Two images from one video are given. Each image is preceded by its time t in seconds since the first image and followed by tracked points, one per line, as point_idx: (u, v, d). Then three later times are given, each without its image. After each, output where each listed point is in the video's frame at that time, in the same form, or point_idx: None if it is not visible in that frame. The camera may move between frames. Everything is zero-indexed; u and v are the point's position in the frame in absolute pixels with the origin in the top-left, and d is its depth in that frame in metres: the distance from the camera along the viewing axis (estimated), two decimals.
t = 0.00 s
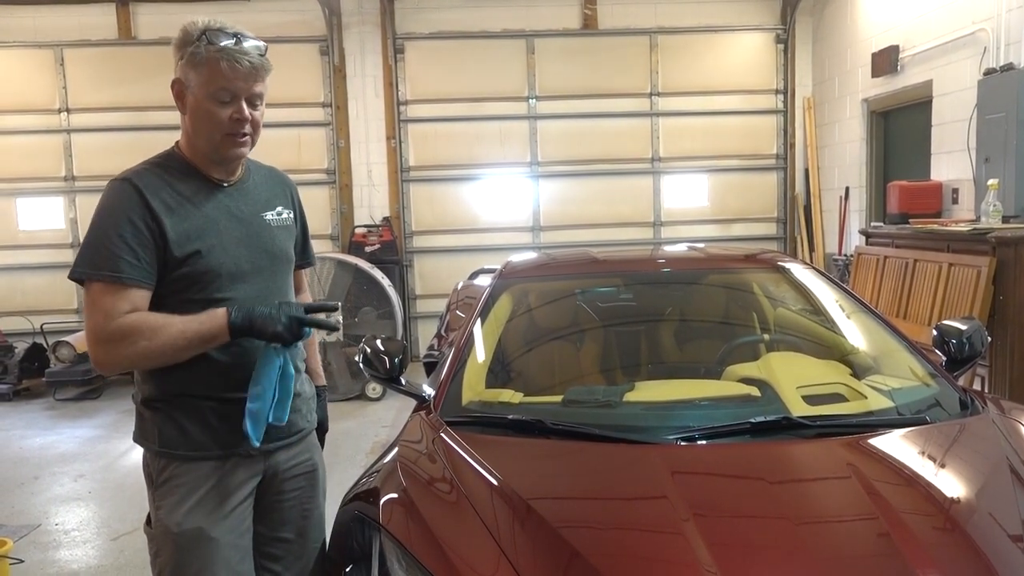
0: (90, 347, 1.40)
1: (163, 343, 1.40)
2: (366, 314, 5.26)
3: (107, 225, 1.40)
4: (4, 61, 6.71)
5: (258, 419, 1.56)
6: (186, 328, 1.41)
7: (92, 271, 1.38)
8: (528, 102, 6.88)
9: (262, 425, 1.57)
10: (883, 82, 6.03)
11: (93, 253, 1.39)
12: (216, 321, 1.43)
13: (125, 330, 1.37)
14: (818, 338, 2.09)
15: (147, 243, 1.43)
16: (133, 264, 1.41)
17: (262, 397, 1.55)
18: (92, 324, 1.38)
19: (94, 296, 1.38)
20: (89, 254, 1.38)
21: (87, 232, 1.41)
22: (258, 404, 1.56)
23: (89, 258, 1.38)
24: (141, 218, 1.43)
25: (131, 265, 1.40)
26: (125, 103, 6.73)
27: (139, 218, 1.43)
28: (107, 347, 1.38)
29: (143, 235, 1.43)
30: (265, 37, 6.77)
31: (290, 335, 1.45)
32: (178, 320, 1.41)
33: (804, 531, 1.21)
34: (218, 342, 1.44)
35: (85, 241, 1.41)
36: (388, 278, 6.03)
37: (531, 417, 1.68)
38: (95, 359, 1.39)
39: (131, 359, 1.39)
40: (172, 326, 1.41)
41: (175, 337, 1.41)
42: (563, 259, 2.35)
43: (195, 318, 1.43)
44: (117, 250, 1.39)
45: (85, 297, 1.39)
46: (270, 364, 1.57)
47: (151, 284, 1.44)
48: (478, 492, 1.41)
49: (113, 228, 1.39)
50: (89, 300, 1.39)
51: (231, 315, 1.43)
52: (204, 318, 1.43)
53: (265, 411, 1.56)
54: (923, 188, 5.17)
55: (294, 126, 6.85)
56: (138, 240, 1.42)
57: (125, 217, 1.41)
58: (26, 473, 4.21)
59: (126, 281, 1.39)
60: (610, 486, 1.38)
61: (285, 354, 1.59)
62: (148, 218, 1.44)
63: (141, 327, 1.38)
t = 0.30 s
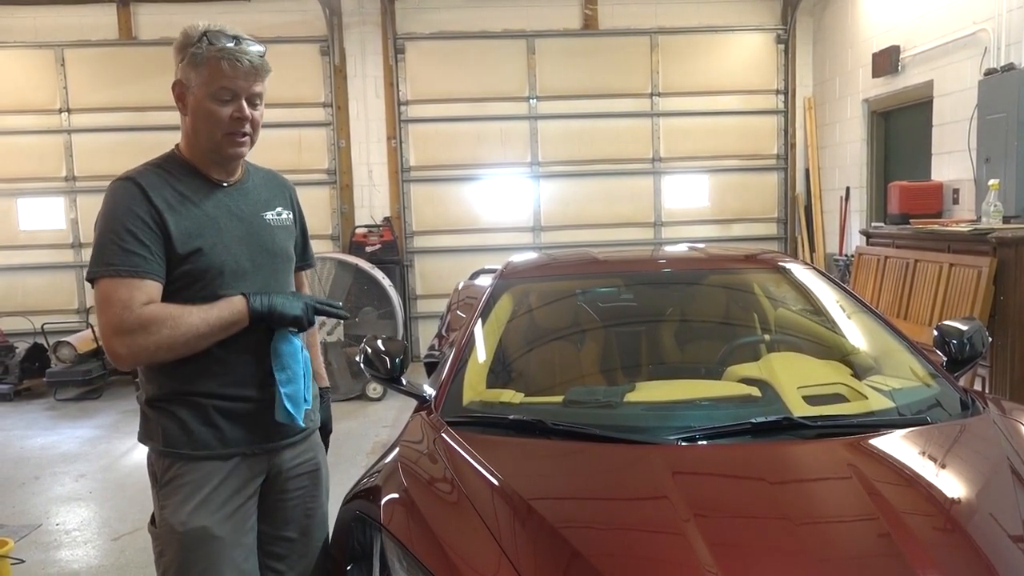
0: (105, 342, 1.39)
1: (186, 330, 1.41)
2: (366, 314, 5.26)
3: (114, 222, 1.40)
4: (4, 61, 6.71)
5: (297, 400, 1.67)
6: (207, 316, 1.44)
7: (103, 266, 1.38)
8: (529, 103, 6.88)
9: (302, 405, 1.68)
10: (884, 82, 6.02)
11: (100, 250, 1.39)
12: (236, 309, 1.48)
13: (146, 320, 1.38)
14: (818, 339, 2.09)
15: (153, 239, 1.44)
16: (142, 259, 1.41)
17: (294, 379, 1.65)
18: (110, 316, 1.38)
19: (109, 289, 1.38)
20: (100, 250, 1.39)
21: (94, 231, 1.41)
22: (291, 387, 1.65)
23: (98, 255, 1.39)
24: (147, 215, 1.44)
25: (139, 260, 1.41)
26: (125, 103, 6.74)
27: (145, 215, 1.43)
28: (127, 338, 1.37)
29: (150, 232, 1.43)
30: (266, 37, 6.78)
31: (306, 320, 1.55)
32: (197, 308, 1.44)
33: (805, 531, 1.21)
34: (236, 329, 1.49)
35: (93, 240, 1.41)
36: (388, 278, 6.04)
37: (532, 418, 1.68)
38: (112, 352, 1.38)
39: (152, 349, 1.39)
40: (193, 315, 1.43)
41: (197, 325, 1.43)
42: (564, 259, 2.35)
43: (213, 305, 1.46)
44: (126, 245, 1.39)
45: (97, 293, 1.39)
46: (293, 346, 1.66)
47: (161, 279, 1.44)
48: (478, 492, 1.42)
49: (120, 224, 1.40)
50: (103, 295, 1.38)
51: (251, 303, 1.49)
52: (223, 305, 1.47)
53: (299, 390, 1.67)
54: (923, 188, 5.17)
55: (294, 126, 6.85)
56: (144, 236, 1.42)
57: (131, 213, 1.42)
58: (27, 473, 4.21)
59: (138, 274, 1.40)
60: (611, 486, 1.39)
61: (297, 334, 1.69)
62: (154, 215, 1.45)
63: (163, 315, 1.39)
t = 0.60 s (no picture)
0: (111, 333, 1.37)
1: (192, 316, 1.39)
2: (366, 314, 5.26)
3: (117, 218, 1.41)
4: (6, 62, 6.72)
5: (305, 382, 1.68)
6: (214, 303, 1.42)
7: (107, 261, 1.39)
8: (530, 103, 6.88)
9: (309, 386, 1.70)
10: (885, 83, 6.02)
11: (104, 247, 1.40)
12: (241, 295, 1.46)
13: (152, 307, 1.36)
14: (819, 340, 2.10)
15: (155, 236, 1.44)
16: (147, 254, 1.41)
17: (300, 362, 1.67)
18: (116, 307, 1.36)
19: (114, 282, 1.37)
20: (103, 246, 1.39)
21: (97, 229, 1.42)
22: (298, 369, 1.66)
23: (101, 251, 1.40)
24: (149, 212, 1.44)
25: (143, 254, 1.40)
26: (127, 103, 6.74)
27: (147, 211, 1.44)
28: (134, 326, 1.35)
29: (151, 228, 1.44)
30: (267, 37, 6.78)
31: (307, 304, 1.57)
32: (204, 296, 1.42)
33: (805, 531, 1.21)
34: (242, 313, 1.46)
35: (97, 239, 1.41)
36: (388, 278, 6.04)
37: (532, 418, 1.68)
38: (118, 341, 1.36)
39: (159, 336, 1.36)
40: (200, 301, 1.41)
41: (204, 311, 1.40)
42: (564, 260, 2.35)
43: (220, 292, 1.44)
44: (128, 241, 1.40)
45: (103, 287, 1.38)
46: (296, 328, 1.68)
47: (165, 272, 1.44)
48: (478, 493, 1.42)
49: (123, 221, 1.41)
50: (109, 288, 1.37)
51: (255, 288, 1.48)
52: (230, 290, 1.45)
53: (306, 373, 1.69)
54: (923, 189, 5.17)
55: (295, 127, 6.85)
56: (145, 232, 1.42)
57: (133, 210, 1.42)
58: (27, 473, 4.21)
59: (142, 266, 1.39)
60: (611, 486, 1.39)
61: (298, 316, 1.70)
62: (155, 212, 1.45)
63: (170, 301, 1.38)
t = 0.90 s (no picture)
0: (115, 346, 1.38)
1: (194, 336, 1.39)
2: (367, 316, 5.26)
3: (119, 223, 1.40)
4: (7, 63, 6.73)
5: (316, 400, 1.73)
6: (217, 324, 1.42)
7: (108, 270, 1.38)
8: (531, 105, 6.89)
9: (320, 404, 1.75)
10: (886, 84, 6.02)
11: (106, 253, 1.39)
12: (245, 316, 1.44)
13: (154, 325, 1.37)
14: (820, 340, 2.10)
15: (159, 241, 1.44)
16: (149, 261, 1.41)
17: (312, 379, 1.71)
18: (119, 320, 1.37)
19: (116, 293, 1.38)
20: (104, 253, 1.39)
21: (98, 233, 1.41)
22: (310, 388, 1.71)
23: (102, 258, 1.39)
24: (152, 217, 1.44)
25: (145, 262, 1.40)
26: (128, 104, 6.75)
27: (150, 216, 1.43)
28: (137, 343, 1.36)
29: (155, 234, 1.43)
30: (267, 39, 6.79)
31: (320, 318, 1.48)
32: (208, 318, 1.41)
33: (806, 533, 1.21)
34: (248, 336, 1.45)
35: (97, 244, 1.40)
36: (388, 279, 6.04)
37: (533, 419, 1.68)
38: (123, 356, 1.37)
39: (161, 354, 1.37)
40: (203, 321, 1.41)
41: (206, 332, 1.40)
42: (565, 261, 2.34)
43: (224, 314, 1.43)
44: (131, 248, 1.39)
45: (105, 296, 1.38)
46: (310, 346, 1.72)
47: (167, 281, 1.44)
48: (480, 495, 1.41)
49: (125, 226, 1.40)
50: (111, 298, 1.38)
51: (260, 311, 1.44)
52: (235, 312, 1.44)
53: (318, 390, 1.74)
54: (924, 190, 5.18)
55: (296, 128, 6.86)
56: (149, 237, 1.42)
57: (137, 215, 1.42)
58: (29, 474, 4.21)
59: (144, 278, 1.39)
60: (612, 488, 1.38)
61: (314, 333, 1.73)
62: (159, 216, 1.45)
63: (172, 321, 1.38)
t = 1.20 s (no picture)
0: (120, 349, 1.39)
1: (198, 336, 1.41)
2: (367, 317, 5.27)
3: (121, 226, 1.40)
4: (7, 64, 6.73)
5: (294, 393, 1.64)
6: (219, 320, 1.43)
7: (111, 274, 1.38)
8: (531, 106, 6.89)
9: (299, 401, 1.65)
10: (886, 85, 6.03)
11: (109, 257, 1.39)
12: (246, 310, 1.45)
13: (160, 328, 1.38)
14: (820, 341, 2.10)
15: (161, 243, 1.44)
16: (152, 264, 1.41)
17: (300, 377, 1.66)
18: (122, 324, 1.38)
19: (122, 297, 1.38)
20: (107, 257, 1.39)
21: (100, 237, 1.42)
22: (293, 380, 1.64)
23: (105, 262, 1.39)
24: (154, 220, 1.44)
25: (149, 265, 1.41)
26: (129, 106, 6.75)
27: (152, 219, 1.44)
28: (142, 346, 1.37)
29: (157, 237, 1.44)
30: (267, 40, 6.79)
31: (320, 312, 1.51)
32: (211, 315, 1.43)
33: (806, 534, 1.21)
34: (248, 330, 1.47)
35: (100, 247, 1.41)
36: (389, 280, 6.03)
37: (534, 420, 1.68)
38: (129, 360, 1.38)
39: (167, 356, 1.39)
40: (205, 319, 1.42)
41: (211, 330, 1.42)
42: (566, 262, 2.35)
43: (225, 309, 1.45)
44: (133, 251, 1.40)
45: (109, 299, 1.39)
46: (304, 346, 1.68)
47: (171, 283, 1.44)
48: (481, 496, 1.42)
49: (127, 229, 1.40)
50: (116, 303, 1.39)
51: (260, 304, 1.46)
52: (236, 306, 1.45)
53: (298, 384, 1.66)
54: (925, 191, 5.18)
55: (296, 129, 6.86)
56: (151, 241, 1.42)
57: (139, 218, 1.42)
58: (29, 475, 4.21)
59: (149, 280, 1.40)
60: (613, 489, 1.39)
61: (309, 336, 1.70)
62: (160, 219, 1.45)
63: (175, 323, 1.39)
